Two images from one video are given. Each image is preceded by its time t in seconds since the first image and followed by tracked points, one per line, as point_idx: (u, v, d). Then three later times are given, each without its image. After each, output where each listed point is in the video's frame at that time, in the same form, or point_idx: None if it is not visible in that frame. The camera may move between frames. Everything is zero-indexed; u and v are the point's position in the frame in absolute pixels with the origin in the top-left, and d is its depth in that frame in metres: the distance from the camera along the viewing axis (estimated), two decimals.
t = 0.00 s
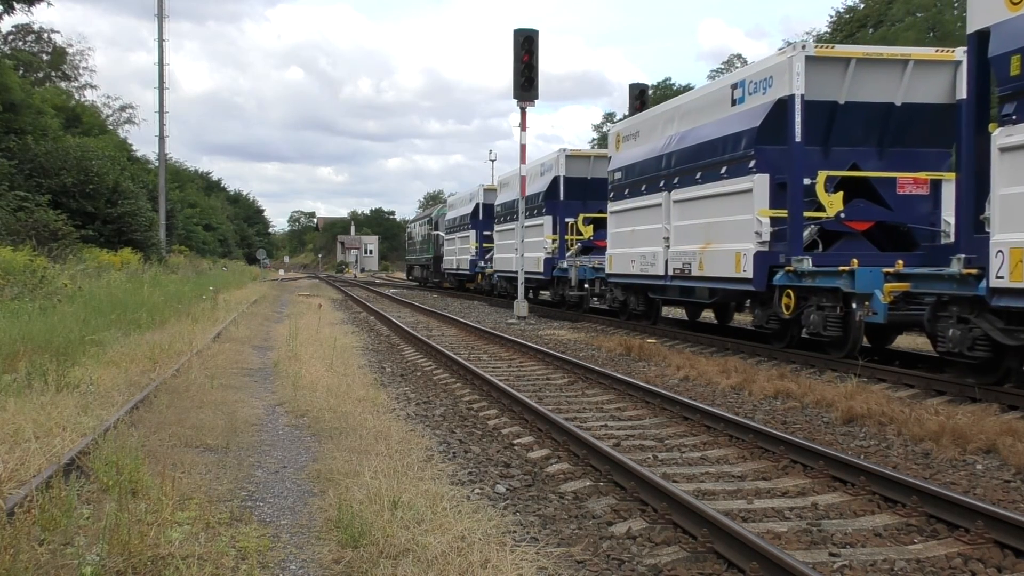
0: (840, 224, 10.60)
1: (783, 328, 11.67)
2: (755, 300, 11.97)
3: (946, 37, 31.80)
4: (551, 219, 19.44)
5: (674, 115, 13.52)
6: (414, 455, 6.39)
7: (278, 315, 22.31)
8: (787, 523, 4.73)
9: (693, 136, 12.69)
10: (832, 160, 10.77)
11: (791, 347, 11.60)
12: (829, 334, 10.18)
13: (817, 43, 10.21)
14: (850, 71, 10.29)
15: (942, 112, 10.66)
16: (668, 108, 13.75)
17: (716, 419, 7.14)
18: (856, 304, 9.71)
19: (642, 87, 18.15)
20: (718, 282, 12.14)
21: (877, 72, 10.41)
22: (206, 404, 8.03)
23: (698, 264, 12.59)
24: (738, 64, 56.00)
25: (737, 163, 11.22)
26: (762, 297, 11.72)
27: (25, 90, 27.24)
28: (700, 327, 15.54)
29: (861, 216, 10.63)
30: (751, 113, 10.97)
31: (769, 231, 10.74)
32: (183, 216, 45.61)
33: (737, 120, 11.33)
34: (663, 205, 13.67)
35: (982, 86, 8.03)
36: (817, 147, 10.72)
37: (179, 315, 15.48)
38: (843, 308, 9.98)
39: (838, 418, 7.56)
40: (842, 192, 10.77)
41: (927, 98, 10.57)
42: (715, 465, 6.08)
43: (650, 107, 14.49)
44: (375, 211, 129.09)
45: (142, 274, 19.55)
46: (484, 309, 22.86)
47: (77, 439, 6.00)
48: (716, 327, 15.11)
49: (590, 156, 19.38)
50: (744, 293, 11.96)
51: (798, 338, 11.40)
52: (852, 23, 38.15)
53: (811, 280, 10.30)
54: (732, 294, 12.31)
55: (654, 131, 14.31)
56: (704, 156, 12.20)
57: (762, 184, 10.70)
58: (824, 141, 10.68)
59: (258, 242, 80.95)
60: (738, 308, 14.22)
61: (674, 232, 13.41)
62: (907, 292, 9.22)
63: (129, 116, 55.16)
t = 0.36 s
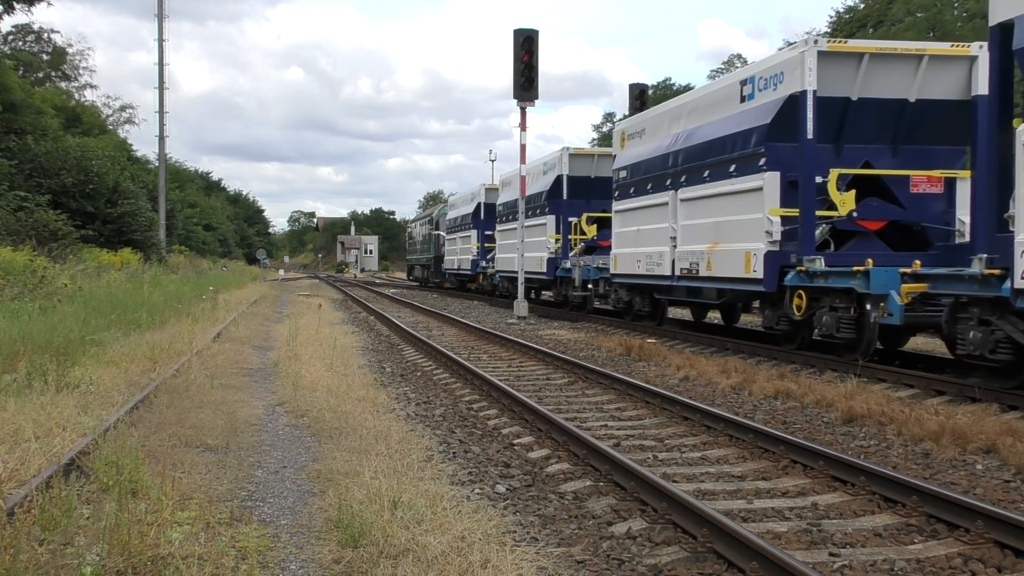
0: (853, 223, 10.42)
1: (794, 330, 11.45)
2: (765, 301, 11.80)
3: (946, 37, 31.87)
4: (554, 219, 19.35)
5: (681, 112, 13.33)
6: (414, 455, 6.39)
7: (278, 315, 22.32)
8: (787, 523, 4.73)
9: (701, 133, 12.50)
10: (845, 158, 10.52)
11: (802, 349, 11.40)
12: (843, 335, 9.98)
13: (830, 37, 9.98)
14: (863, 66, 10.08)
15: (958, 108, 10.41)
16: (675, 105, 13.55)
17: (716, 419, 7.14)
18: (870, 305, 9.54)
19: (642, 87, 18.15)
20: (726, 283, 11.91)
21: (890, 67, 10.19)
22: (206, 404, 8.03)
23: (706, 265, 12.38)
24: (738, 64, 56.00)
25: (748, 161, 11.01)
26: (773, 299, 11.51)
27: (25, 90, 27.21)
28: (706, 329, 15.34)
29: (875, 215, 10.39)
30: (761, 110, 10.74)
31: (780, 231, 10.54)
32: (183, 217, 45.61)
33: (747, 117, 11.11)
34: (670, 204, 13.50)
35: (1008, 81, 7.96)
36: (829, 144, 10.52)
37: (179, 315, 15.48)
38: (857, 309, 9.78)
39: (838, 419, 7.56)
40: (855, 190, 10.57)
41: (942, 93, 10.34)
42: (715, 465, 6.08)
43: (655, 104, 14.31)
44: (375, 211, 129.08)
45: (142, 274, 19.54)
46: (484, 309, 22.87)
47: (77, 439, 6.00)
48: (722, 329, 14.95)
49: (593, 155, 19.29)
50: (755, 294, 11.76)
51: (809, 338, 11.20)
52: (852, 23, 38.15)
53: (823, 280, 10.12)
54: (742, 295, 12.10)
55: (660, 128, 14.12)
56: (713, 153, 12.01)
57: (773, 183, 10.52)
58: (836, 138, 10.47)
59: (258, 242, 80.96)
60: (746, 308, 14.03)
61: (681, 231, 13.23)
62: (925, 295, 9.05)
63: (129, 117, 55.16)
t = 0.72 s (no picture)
0: (866, 222, 10.28)
1: (805, 331, 11.23)
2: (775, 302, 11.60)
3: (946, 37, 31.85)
4: (557, 218, 19.16)
5: (689, 109, 13.14)
6: (414, 455, 6.39)
7: (278, 315, 22.32)
8: (787, 523, 4.73)
9: (709, 131, 12.30)
10: (858, 155, 10.40)
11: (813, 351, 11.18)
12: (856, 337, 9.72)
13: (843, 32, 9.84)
14: (877, 61, 9.90)
15: (974, 105, 10.23)
16: (682, 102, 13.36)
17: (716, 419, 7.14)
18: (885, 306, 9.21)
19: (642, 86, 18.14)
20: (736, 283, 11.70)
21: (905, 63, 10.03)
22: (206, 404, 8.03)
23: (714, 264, 12.16)
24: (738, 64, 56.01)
25: (757, 159, 10.82)
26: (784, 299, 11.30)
27: (25, 90, 27.19)
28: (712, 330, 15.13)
29: (887, 214, 10.25)
30: (772, 106, 10.56)
31: (791, 229, 10.33)
32: (183, 217, 45.61)
33: (757, 113, 10.94)
34: (677, 203, 13.26)
35: None
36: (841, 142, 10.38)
37: (179, 315, 15.47)
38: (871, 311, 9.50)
39: (837, 418, 7.56)
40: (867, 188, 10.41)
41: (957, 91, 10.17)
42: (715, 465, 6.09)
43: (662, 101, 14.12)
44: (375, 211, 129.09)
45: (142, 274, 19.54)
46: (484, 309, 22.87)
47: (77, 439, 5.99)
48: (729, 330, 14.80)
49: (596, 154, 19.01)
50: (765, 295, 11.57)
51: (820, 340, 10.99)
52: (852, 23, 38.17)
53: (836, 280, 9.89)
54: (751, 296, 11.90)
55: (667, 126, 13.93)
56: (721, 151, 11.82)
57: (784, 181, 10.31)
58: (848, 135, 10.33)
59: (258, 242, 80.97)
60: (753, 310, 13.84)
61: (688, 230, 13.00)
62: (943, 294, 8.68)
63: (129, 116, 55.16)
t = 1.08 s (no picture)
0: (878, 221, 10.00)
1: (816, 333, 10.99)
2: (785, 304, 11.36)
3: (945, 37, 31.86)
4: (561, 217, 18.91)
5: (696, 106, 12.86)
6: (414, 455, 6.39)
7: (278, 314, 22.33)
8: (787, 523, 4.73)
9: (717, 128, 12.04)
10: (871, 153, 10.17)
11: (825, 352, 10.95)
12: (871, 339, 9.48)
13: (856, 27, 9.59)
14: (891, 56, 9.65)
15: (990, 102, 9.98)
16: (690, 99, 13.10)
17: (716, 419, 7.14)
18: (901, 307, 8.97)
19: (642, 87, 18.16)
20: (745, 283, 11.47)
21: (919, 58, 9.77)
22: (206, 404, 8.03)
23: (722, 265, 11.92)
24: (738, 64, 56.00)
25: (768, 157, 10.56)
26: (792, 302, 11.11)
27: (25, 90, 27.19)
28: (719, 331, 14.93)
29: (901, 213, 9.98)
30: (783, 103, 10.30)
31: (802, 228, 10.01)
32: (183, 216, 45.63)
33: (767, 110, 10.65)
34: (684, 202, 13.00)
35: None
36: (853, 138, 10.19)
37: (179, 315, 15.48)
38: (886, 311, 9.27)
39: (838, 419, 7.56)
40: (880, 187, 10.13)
41: (972, 87, 9.91)
42: (715, 465, 6.08)
43: (668, 99, 13.84)
44: (375, 211, 129.16)
45: (142, 274, 19.55)
46: (484, 309, 22.87)
47: (77, 439, 5.99)
48: (736, 331, 14.61)
49: (600, 152, 18.79)
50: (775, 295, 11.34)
51: (832, 342, 10.74)
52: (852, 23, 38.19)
53: (849, 281, 9.60)
54: (760, 296, 11.67)
55: (673, 123, 13.65)
56: (730, 148, 11.55)
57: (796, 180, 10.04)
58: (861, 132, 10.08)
59: (258, 242, 80.99)
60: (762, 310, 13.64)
61: (695, 230, 12.76)
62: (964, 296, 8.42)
63: (129, 116, 55.17)
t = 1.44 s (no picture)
0: (892, 220, 9.73)
1: (828, 335, 10.77)
2: (796, 305, 11.14)
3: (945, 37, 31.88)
4: (564, 216, 18.79)
5: (705, 104, 12.69)
6: (414, 455, 6.39)
7: (278, 314, 22.32)
8: (787, 523, 4.73)
9: (725, 126, 11.85)
10: (883, 151, 9.95)
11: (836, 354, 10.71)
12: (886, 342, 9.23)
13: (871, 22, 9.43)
14: (906, 51, 9.50)
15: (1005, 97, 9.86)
16: (698, 97, 12.91)
17: (716, 419, 7.14)
18: (917, 309, 8.75)
19: (642, 86, 18.16)
20: (755, 284, 11.25)
21: (934, 53, 9.64)
22: (206, 404, 8.03)
23: (731, 264, 11.71)
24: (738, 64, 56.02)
25: (778, 154, 10.36)
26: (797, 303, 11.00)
27: (25, 90, 27.19)
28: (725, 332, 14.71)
29: (916, 212, 9.72)
30: (794, 99, 10.11)
31: (814, 228, 9.82)
32: (183, 216, 45.63)
33: (778, 107, 10.47)
34: (691, 201, 12.79)
35: None
36: (866, 136, 9.96)
37: (179, 315, 15.48)
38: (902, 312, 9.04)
39: (838, 418, 7.57)
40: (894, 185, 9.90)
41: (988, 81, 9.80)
42: (715, 465, 6.08)
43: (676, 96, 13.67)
44: (375, 211, 129.17)
45: (142, 274, 19.54)
46: (484, 309, 22.87)
47: (77, 439, 5.99)
48: (743, 332, 14.41)
49: (603, 151, 18.72)
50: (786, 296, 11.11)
51: (845, 344, 10.51)
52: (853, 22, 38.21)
53: (863, 281, 9.43)
54: (770, 297, 11.45)
55: (681, 121, 13.47)
56: (740, 146, 11.35)
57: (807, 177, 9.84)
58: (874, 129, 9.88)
59: (258, 242, 80.96)
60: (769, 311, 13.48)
61: (703, 229, 12.55)
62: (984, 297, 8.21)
63: (129, 116, 55.18)
